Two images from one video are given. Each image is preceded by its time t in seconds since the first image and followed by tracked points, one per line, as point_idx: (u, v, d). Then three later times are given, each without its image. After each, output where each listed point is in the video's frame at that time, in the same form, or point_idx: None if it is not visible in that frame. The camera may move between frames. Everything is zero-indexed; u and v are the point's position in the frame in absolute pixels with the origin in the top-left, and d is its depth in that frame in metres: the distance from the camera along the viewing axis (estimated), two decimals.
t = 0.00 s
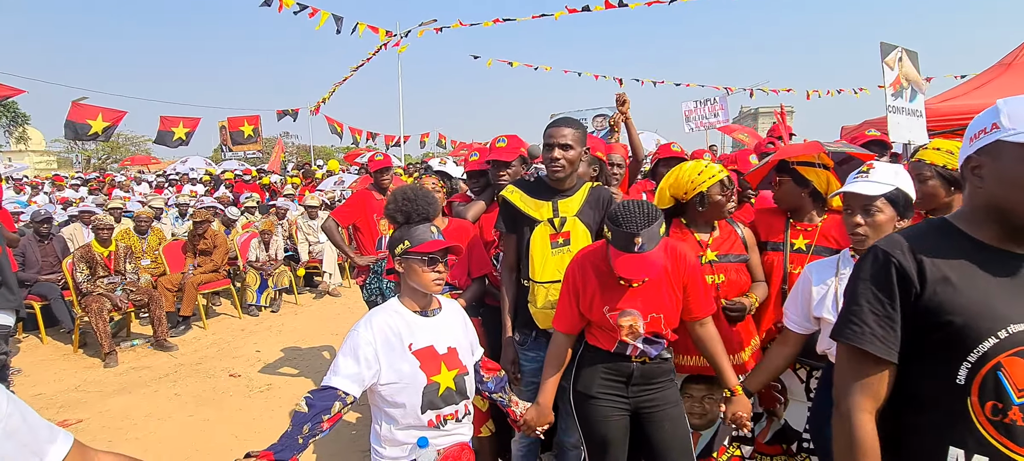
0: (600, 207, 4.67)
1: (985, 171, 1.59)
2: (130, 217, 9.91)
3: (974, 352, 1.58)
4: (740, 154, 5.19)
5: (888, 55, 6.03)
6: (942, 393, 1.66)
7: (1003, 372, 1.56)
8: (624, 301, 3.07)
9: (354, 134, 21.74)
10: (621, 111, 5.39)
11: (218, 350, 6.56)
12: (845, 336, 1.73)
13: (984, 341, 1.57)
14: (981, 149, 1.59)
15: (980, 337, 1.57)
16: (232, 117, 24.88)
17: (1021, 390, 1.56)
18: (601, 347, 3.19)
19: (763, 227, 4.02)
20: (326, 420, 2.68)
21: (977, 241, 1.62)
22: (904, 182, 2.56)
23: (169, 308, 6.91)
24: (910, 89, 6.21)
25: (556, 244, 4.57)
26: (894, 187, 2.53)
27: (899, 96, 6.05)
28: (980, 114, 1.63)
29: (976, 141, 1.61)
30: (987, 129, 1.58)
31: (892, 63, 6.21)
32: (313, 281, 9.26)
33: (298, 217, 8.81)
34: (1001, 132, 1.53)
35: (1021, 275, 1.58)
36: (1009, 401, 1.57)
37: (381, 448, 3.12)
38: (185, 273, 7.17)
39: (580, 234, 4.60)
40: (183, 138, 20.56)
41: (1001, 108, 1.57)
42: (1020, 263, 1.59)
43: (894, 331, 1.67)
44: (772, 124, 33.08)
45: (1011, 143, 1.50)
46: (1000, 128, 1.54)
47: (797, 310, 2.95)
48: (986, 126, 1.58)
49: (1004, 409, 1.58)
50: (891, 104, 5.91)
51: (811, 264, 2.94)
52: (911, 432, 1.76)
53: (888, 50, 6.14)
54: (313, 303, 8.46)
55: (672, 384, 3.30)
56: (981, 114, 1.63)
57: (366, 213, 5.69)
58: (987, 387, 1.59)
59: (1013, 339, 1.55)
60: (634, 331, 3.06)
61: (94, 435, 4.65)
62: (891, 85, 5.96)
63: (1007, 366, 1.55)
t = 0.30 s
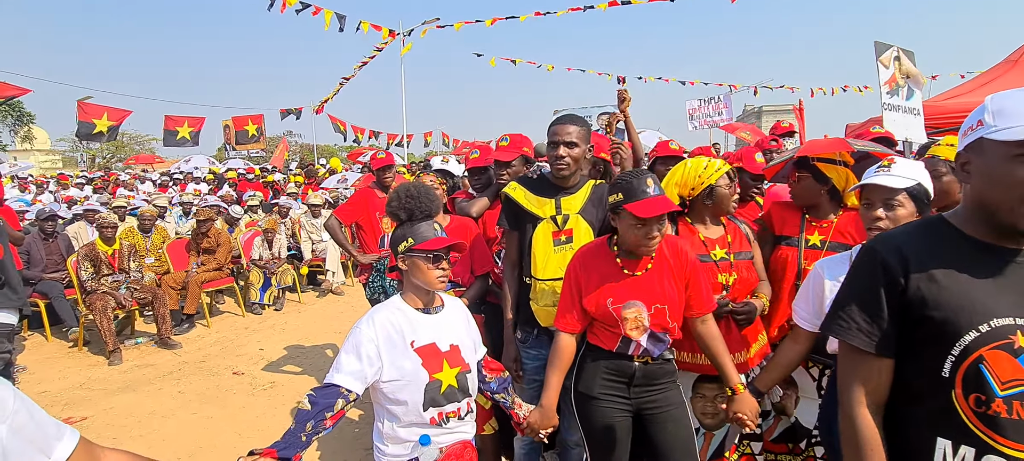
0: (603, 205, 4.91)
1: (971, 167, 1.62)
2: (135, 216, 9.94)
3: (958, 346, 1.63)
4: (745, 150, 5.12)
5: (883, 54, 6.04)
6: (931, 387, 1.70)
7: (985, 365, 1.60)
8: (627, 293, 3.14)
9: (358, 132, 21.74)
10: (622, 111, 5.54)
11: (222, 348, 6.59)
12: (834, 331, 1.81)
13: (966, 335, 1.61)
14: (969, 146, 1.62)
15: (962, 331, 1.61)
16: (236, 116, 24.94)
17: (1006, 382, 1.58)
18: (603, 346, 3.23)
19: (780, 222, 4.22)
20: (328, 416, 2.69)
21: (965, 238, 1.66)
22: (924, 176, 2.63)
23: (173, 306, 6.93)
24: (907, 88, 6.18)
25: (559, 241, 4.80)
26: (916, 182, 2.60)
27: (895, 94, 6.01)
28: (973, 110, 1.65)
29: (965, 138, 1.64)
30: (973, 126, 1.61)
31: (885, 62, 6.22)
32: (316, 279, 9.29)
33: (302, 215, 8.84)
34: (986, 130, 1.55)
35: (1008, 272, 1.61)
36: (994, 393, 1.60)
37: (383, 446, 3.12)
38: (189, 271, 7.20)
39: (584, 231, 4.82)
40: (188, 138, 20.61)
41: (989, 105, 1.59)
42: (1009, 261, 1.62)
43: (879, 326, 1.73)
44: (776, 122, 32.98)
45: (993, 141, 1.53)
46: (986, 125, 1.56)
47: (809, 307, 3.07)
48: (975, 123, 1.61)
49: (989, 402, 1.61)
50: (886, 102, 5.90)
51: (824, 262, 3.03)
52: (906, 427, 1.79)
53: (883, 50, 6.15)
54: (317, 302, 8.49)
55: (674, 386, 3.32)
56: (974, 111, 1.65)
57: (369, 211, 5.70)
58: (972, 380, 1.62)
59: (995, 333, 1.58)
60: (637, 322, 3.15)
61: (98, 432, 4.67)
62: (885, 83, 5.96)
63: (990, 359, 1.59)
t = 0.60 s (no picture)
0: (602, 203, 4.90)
1: (983, 161, 1.60)
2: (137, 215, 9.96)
3: (959, 341, 1.61)
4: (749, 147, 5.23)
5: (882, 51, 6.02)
6: (931, 382, 1.69)
7: (986, 360, 1.58)
8: (632, 286, 3.24)
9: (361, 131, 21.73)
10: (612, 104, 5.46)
11: (223, 346, 6.59)
12: (836, 324, 1.82)
13: (967, 330, 1.60)
14: (982, 139, 1.60)
15: (964, 326, 1.60)
16: (238, 115, 24.92)
17: (1008, 377, 1.57)
18: (606, 342, 3.27)
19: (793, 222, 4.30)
20: (329, 415, 2.68)
21: (970, 232, 1.65)
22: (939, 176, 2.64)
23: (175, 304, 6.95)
24: (909, 84, 6.16)
25: (558, 238, 4.79)
26: (932, 180, 2.60)
27: (893, 91, 5.98)
28: (988, 103, 1.63)
29: (979, 131, 1.62)
30: (989, 118, 1.59)
31: (884, 59, 6.22)
32: (318, 277, 9.32)
33: (303, 213, 8.82)
34: (1001, 123, 1.53)
35: (1013, 267, 1.59)
36: (995, 388, 1.59)
37: (384, 445, 3.12)
38: (191, 269, 7.18)
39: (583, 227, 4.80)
40: (190, 137, 20.61)
41: (1005, 98, 1.57)
42: (1013, 256, 1.61)
43: (881, 320, 1.74)
44: (777, 120, 32.93)
45: (1008, 135, 1.51)
46: (1001, 119, 1.54)
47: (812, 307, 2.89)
48: (990, 116, 1.59)
49: (989, 397, 1.60)
50: (881, 99, 5.90)
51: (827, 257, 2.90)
52: (904, 422, 1.78)
53: (883, 47, 6.14)
54: (318, 300, 8.49)
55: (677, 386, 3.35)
56: (989, 103, 1.63)
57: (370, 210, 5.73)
58: (972, 375, 1.61)
59: (997, 328, 1.57)
60: (642, 315, 3.21)
61: (100, 431, 4.68)
62: (881, 80, 5.95)
63: (991, 354, 1.58)
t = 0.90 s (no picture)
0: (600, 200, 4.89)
1: (990, 155, 1.60)
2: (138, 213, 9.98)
3: (962, 337, 1.62)
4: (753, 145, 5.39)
5: (888, 48, 6.02)
6: (931, 379, 1.69)
7: (989, 356, 1.59)
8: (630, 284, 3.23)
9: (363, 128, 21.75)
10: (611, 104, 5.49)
11: (223, 345, 6.59)
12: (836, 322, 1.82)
13: (970, 326, 1.60)
14: (989, 134, 1.60)
15: (966, 323, 1.60)
16: (239, 114, 24.93)
17: (1009, 372, 1.57)
18: (606, 345, 3.23)
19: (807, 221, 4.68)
20: (333, 412, 2.70)
21: (972, 229, 1.66)
22: (935, 173, 2.64)
23: (177, 302, 6.97)
24: (915, 81, 6.16)
25: (557, 235, 4.82)
26: (929, 178, 2.60)
27: (897, 88, 6.01)
28: (995, 99, 1.62)
29: (986, 126, 1.61)
30: (997, 114, 1.57)
31: (891, 55, 6.15)
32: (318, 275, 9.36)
33: (303, 211, 8.80)
34: (1009, 118, 1.52)
35: (1016, 263, 1.60)
36: (997, 384, 1.59)
37: (384, 443, 3.13)
38: (191, 268, 7.16)
39: (582, 225, 4.80)
40: (190, 135, 20.62)
41: (1013, 93, 1.56)
42: (1016, 252, 1.61)
43: (884, 317, 1.73)
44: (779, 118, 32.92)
45: (1015, 131, 1.50)
46: (1009, 114, 1.54)
47: (812, 304, 2.84)
48: (997, 112, 1.58)
49: (991, 392, 1.60)
50: (887, 96, 5.90)
51: (829, 257, 2.90)
52: (908, 420, 1.78)
53: (889, 43, 6.11)
54: (319, 298, 8.48)
55: (677, 384, 3.36)
56: (996, 99, 1.62)
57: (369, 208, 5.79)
58: (975, 371, 1.61)
59: (1000, 324, 1.58)
60: (641, 311, 3.15)
61: (101, 428, 4.69)
62: (888, 77, 5.95)
63: (994, 350, 1.58)
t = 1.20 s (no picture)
0: (635, 186, 2.89)
1: None
2: None
3: None
4: (871, 103, 3.54)
5: None
6: None
7: None
8: (672, 318, 2.42)
9: (251, 81, 20.05)
10: (663, 40, 3.56)
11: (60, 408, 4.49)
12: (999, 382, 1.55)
13: None
14: None
15: None
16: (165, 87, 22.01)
17: None
18: (640, 416, 2.50)
19: (965, 220, 2.91)
20: None
21: None
22: None
23: None
24: None
25: (564, 242, 2.85)
26: None
27: None
28: None
29: None
30: None
31: None
32: (191, 305, 8.11)
33: (169, 208, 7.80)
34: None
35: None
36: None
37: None
38: None
39: (606, 230, 2.82)
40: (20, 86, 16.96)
41: None
42: None
43: None
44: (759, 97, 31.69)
45: None
46: None
47: (958, 344, 2.02)
48: None
49: None
50: None
51: (983, 275, 1.98)
52: None
53: None
54: (191, 340, 7.14)
55: None
56: None
57: (271, 196, 3.72)
58: None
59: None
60: (691, 360, 2.40)
61: None
62: None
63: None
